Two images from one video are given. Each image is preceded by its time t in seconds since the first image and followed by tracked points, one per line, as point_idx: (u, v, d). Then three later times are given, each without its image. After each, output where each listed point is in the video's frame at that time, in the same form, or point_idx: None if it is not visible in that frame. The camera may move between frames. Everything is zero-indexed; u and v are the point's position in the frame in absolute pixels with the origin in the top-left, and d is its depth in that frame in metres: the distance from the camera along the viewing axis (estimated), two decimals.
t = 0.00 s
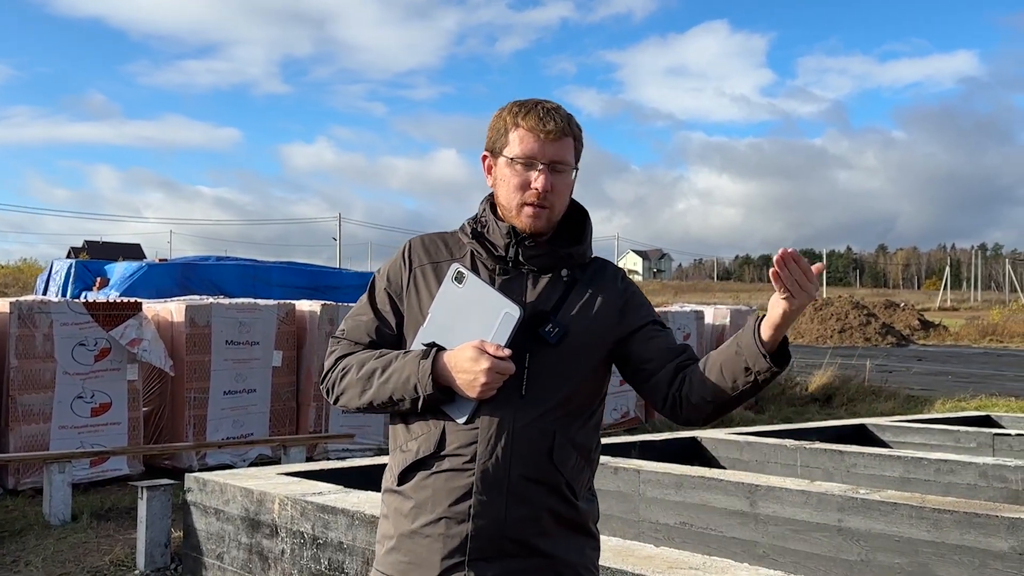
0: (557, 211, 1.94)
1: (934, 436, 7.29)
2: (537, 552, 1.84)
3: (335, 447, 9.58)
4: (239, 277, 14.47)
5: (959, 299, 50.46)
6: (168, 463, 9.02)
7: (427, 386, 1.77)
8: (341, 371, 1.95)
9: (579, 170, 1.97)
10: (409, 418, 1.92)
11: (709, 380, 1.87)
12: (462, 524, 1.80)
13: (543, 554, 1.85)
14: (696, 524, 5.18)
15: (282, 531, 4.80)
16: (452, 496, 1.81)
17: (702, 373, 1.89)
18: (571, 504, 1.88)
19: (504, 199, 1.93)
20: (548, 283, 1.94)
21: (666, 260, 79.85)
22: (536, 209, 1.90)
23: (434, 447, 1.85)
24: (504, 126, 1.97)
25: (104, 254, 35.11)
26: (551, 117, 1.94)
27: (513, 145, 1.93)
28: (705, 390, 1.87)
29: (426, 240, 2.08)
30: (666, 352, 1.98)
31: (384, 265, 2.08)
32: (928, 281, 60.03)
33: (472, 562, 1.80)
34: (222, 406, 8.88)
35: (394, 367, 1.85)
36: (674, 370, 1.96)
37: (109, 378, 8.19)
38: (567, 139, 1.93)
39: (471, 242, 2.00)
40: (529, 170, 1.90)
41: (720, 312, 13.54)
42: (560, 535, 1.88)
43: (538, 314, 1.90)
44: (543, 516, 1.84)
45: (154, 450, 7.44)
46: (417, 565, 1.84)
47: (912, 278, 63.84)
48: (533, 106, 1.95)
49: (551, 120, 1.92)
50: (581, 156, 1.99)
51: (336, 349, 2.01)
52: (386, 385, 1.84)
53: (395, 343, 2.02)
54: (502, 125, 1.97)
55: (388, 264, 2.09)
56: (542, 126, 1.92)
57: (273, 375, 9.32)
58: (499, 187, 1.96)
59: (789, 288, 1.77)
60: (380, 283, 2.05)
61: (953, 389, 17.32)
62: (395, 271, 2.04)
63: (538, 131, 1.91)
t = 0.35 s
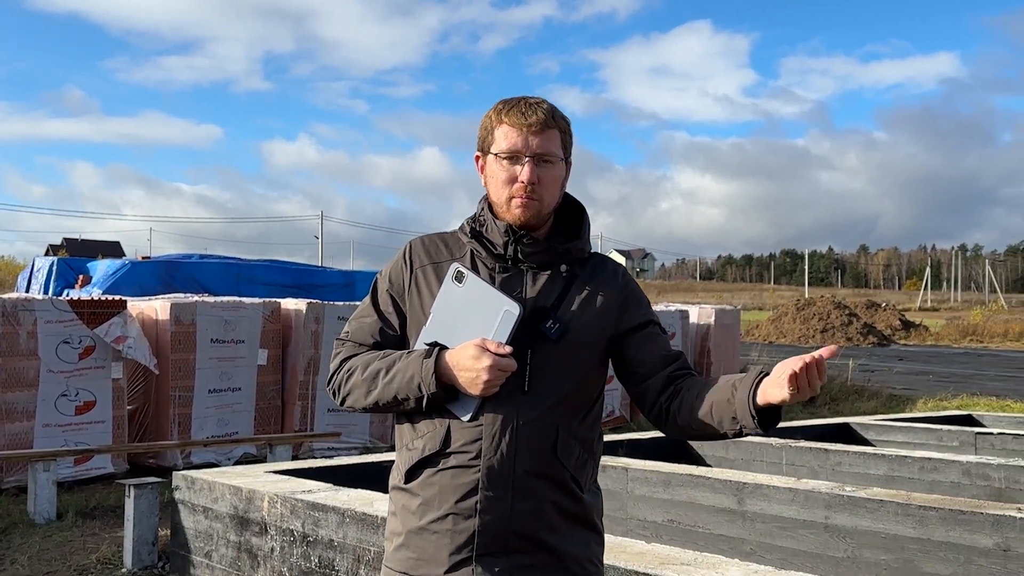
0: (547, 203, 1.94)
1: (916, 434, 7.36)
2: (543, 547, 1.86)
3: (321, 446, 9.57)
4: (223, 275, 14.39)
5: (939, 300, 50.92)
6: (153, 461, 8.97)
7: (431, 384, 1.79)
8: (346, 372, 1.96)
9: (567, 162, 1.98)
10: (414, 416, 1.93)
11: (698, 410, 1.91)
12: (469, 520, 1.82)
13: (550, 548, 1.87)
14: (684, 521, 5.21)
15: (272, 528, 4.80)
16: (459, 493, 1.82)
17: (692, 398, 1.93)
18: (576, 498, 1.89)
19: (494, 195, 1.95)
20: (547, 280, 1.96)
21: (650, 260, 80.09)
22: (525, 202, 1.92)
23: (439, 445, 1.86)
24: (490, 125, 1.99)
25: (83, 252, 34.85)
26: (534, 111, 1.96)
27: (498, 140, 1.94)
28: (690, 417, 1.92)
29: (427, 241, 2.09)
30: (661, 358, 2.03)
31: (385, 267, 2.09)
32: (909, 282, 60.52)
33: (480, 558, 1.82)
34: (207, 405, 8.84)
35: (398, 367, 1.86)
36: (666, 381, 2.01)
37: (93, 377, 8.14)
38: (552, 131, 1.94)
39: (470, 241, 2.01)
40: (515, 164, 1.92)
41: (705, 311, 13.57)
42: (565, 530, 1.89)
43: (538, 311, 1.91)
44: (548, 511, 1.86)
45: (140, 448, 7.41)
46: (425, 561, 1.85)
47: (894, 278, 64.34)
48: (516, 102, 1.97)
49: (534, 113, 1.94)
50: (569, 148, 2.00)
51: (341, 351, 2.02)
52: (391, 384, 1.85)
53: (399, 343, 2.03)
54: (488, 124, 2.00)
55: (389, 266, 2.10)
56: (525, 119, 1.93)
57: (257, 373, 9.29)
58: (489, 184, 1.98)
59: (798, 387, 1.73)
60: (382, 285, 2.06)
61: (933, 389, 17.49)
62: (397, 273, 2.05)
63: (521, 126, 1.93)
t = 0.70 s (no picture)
0: (549, 203, 1.96)
1: (895, 433, 7.44)
2: (538, 542, 1.88)
3: (303, 445, 9.55)
4: (203, 273, 14.29)
5: (916, 300, 51.39)
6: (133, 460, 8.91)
7: (430, 380, 1.80)
8: (346, 367, 1.97)
9: (569, 163, 2.00)
10: (413, 411, 1.94)
11: (671, 450, 1.96)
12: (466, 514, 1.83)
13: (544, 543, 1.89)
14: (668, 518, 5.25)
15: (257, 526, 4.79)
16: (456, 488, 1.84)
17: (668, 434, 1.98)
18: (571, 494, 1.92)
19: (496, 194, 1.96)
20: (546, 279, 1.98)
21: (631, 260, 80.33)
22: (528, 202, 1.93)
23: (437, 439, 1.87)
24: (493, 125, 2.00)
25: (57, 249, 34.51)
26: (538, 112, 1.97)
27: (502, 141, 1.96)
28: (658, 448, 1.98)
29: (426, 238, 2.10)
30: (645, 374, 2.06)
31: (385, 263, 2.10)
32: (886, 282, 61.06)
33: (477, 551, 1.83)
34: (188, 403, 8.79)
35: (398, 362, 1.87)
36: (643, 398, 2.05)
37: (73, 375, 8.07)
38: (556, 133, 1.96)
39: (470, 239, 2.02)
40: (519, 165, 1.94)
41: (686, 309, 13.54)
42: (561, 524, 1.91)
43: (536, 309, 1.93)
44: (544, 506, 1.88)
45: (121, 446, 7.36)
46: (423, 555, 1.86)
47: (871, 278, 64.90)
48: (520, 103, 1.98)
49: (539, 115, 1.95)
50: (569, 149, 2.02)
51: (341, 347, 2.03)
52: (391, 379, 1.86)
53: (399, 340, 2.05)
54: (491, 124, 2.01)
55: (389, 262, 2.11)
56: (529, 121, 1.94)
57: (239, 372, 9.25)
58: (492, 183, 1.99)
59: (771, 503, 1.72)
60: (382, 281, 2.07)
61: (911, 387, 17.66)
62: (396, 269, 2.06)
63: (525, 127, 1.94)
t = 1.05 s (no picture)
0: (550, 212, 1.99)
1: (873, 431, 7.51)
2: (529, 537, 1.90)
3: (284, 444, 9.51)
4: (181, 272, 14.20)
5: (892, 300, 51.88)
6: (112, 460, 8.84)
7: (423, 378, 1.82)
8: (339, 366, 1.98)
9: (571, 173, 2.02)
10: (407, 409, 1.96)
11: (650, 452, 1.98)
12: (459, 511, 1.85)
13: (535, 539, 1.91)
14: (651, 516, 5.28)
15: (241, 525, 4.77)
16: (449, 484, 1.85)
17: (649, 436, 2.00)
18: (562, 490, 1.93)
19: (499, 198, 1.97)
20: (537, 278, 1.99)
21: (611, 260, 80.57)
22: (531, 211, 1.96)
23: (431, 437, 1.89)
24: (498, 128, 2.00)
25: (31, 248, 34.12)
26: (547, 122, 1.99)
27: (511, 147, 1.96)
28: (639, 450, 2.00)
29: (419, 238, 2.11)
30: (630, 374, 2.07)
31: (378, 263, 2.11)
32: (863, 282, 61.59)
33: (469, 547, 1.85)
34: (167, 403, 8.74)
35: (391, 361, 1.88)
36: (628, 397, 2.06)
37: (51, 374, 8.01)
38: (563, 144, 1.98)
39: (463, 239, 2.04)
40: (525, 173, 1.95)
41: (666, 308, 13.58)
42: (552, 520, 1.93)
43: (527, 309, 1.94)
44: (535, 502, 1.90)
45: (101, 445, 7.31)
46: (417, 551, 1.87)
47: (848, 278, 65.45)
48: (529, 110, 1.98)
49: (549, 125, 1.96)
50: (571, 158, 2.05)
51: (334, 346, 2.05)
52: (384, 378, 1.87)
53: (392, 338, 2.06)
54: (497, 127, 2.01)
55: (382, 262, 2.12)
56: (539, 130, 1.95)
57: (219, 371, 9.20)
58: (494, 186, 2.00)
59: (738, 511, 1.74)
60: (375, 281, 2.08)
61: (887, 387, 17.82)
62: (389, 269, 2.08)
63: (535, 136, 1.95)
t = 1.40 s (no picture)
0: (542, 212, 2.00)
1: (854, 430, 7.57)
2: (521, 533, 1.92)
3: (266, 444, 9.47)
4: (163, 272, 14.11)
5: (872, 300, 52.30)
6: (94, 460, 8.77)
7: (416, 376, 1.83)
8: (333, 364, 1.99)
9: (563, 173, 2.03)
10: (400, 407, 1.97)
11: (646, 437, 1.98)
12: (451, 507, 1.86)
13: (526, 535, 1.92)
14: (636, 515, 5.30)
15: (226, 525, 4.76)
16: (441, 481, 1.86)
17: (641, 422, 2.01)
18: (554, 486, 1.95)
19: (491, 198, 1.99)
20: (529, 278, 2.01)
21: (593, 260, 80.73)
22: (522, 211, 1.97)
23: (423, 433, 1.90)
24: (491, 129, 2.02)
25: (9, 246, 33.79)
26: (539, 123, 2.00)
27: (503, 148, 1.98)
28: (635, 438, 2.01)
29: (413, 238, 2.12)
30: (623, 369, 2.08)
31: (373, 262, 2.12)
32: (843, 283, 62.05)
33: (461, 543, 1.87)
34: (149, 403, 8.69)
35: (384, 358, 1.89)
36: (623, 390, 2.07)
37: (31, 374, 7.94)
38: (554, 144, 1.99)
39: (456, 239, 2.05)
40: (517, 173, 1.96)
41: (649, 308, 13.66)
42: (543, 516, 1.95)
43: (520, 308, 1.96)
44: (526, 498, 1.91)
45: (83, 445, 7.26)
46: (408, 547, 1.88)
47: (828, 279, 65.91)
48: (522, 110, 2.00)
49: (541, 125, 1.97)
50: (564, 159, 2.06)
51: (329, 344, 2.06)
52: (378, 375, 1.88)
53: (386, 337, 2.07)
54: (491, 127, 2.02)
55: (377, 261, 2.13)
56: (532, 131, 1.97)
57: (200, 371, 9.15)
58: (487, 186, 2.01)
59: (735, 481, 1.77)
60: (370, 280, 2.09)
61: (867, 386, 17.96)
62: (384, 268, 2.09)
63: (527, 137, 1.96)
